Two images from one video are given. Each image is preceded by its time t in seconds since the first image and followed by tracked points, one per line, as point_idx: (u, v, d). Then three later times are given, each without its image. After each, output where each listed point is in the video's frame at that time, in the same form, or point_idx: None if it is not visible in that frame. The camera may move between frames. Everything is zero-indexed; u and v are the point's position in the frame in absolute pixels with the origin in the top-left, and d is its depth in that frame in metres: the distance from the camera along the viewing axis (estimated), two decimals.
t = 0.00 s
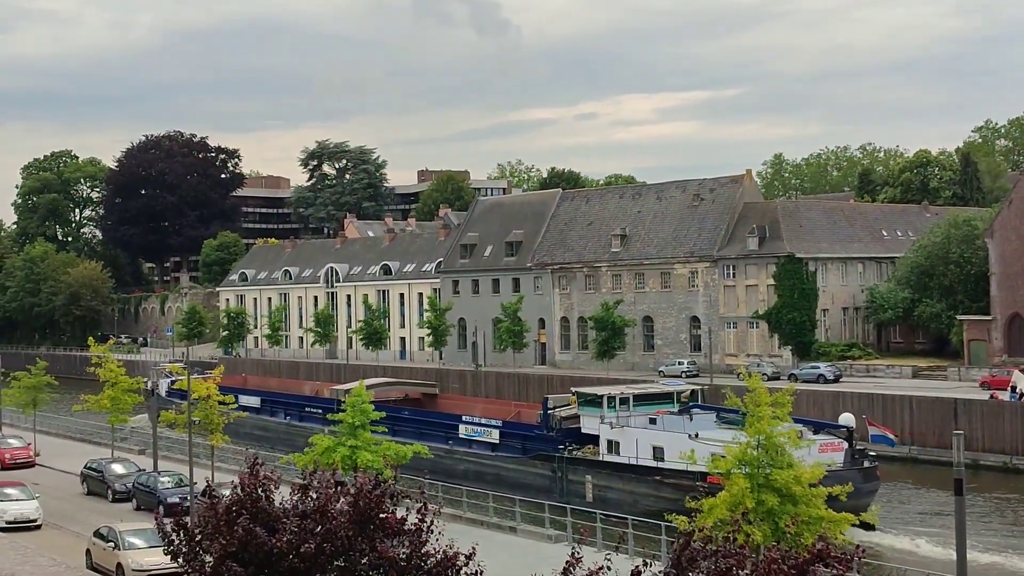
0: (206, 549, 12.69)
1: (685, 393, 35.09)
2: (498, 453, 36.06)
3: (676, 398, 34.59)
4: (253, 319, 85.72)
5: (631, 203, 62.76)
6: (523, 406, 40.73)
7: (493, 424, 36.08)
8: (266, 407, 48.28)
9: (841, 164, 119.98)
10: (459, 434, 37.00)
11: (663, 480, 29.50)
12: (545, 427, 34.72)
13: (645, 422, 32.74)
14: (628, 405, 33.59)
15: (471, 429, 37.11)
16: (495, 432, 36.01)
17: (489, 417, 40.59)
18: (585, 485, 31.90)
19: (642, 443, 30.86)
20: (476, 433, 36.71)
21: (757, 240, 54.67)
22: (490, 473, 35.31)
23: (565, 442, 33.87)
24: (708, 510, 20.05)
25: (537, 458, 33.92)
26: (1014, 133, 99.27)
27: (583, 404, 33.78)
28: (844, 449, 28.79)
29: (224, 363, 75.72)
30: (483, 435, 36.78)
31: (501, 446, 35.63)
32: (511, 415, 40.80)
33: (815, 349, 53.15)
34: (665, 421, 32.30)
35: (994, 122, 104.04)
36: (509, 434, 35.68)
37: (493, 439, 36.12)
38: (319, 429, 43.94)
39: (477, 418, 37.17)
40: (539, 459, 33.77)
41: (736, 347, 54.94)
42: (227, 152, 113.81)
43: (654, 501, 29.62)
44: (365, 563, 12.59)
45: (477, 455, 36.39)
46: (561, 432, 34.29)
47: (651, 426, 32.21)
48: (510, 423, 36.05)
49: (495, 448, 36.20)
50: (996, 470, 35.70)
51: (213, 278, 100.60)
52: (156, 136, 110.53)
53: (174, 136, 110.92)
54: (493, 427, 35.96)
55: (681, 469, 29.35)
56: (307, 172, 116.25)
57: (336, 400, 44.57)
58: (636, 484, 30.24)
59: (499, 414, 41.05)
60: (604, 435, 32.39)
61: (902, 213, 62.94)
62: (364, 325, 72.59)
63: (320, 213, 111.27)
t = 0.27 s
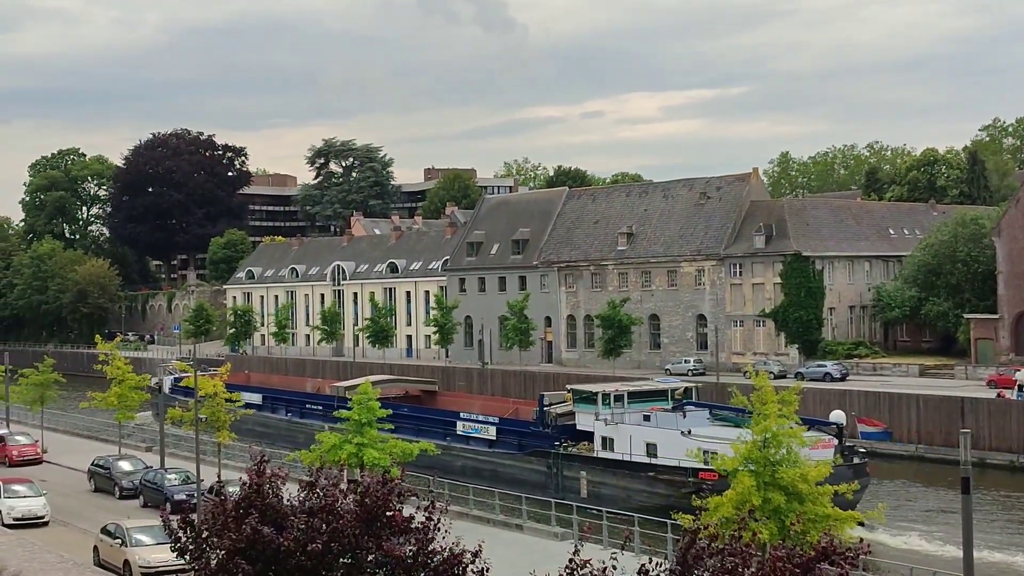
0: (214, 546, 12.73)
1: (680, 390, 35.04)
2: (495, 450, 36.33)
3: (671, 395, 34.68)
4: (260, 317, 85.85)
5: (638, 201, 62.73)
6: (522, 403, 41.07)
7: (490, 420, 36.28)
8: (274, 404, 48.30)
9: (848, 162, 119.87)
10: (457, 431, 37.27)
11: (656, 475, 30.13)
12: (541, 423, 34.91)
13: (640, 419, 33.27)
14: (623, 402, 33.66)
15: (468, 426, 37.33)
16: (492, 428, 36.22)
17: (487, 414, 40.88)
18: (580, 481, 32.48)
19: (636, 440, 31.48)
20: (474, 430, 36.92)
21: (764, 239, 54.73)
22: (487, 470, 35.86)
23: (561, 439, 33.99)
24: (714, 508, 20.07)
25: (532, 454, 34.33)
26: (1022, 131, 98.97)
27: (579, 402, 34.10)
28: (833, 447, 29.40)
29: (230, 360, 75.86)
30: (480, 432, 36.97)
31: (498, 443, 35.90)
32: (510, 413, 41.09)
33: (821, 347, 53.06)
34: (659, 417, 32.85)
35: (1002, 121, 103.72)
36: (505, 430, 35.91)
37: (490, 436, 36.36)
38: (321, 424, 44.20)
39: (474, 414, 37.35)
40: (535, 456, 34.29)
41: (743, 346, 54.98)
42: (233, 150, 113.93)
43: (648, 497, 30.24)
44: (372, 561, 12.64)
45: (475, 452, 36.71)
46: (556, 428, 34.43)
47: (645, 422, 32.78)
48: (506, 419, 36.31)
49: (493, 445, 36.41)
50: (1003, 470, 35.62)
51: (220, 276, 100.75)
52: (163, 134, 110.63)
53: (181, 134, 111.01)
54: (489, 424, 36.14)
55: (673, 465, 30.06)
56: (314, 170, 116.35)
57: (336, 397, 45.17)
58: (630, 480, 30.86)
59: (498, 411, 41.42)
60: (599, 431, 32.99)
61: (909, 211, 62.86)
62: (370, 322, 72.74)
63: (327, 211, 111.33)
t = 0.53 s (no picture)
0: (220, 545, 12.72)
1: (672, 390, 35.56)
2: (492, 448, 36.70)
3: (663, 394, 35.24)
4: (265, 316, 85.91)
5: (643, 201, 62.67)
6: (518, 402, 41.35)
7: (486, 419, 36.63)
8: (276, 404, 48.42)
9: (854, 162, 119.76)
10: (453, 430, 37.65)
11: (647, 473, 30.46)
12: (535, 422, 35.40)
13: (633, 418, 33.53)
14: (616, 401, 34.29)
15: (465, 425, 37.69)
16: (488, 427, 36.57)
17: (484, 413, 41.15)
18: (573, 479, 32.77)
19: (628, 438, 31.76)
20: (470, 429, 37.29)
21: (769, 238, 54.58)
22: (484, 468, 36.15)
23: (556, 438, 34.37)
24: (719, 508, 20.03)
25: (528, 453, 34.59)
26: None
27: (572, 400, 34.81)
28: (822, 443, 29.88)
29: (236, 360, 75.93)
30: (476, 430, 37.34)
31: (494, 441, 36.30)
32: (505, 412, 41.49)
33: (826, 347, 52.95)
34: (652, 416, 33.25)
35: (1008, 121, 103.41)
36: (501, 429, 36.28)
37: (486, 434, 36.76)
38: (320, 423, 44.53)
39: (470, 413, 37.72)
40: (529, 454, 34.64)
41: (748, 345, 54.80)
42: (239, 149, 114.02)
43: (639, 495, 30.57)
44: (377, 561, 12.62)
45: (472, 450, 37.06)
46: (551, 427, 34.85)
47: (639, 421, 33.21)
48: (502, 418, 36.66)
49: (489, 443, 36.74)
50: (1009, 470, 35.54)
51: (225, 275, 100.84)
52: (169, 133, 110.72)
53: (187, 133, 111.09)
54: (485, 423, 36.48)
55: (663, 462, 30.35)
56: (320, 169, 116.39)
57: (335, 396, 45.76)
58: (622, 478, 31.17)
59: (496, 411, 41.75)
60: (592, 431, 33.33)
61: (914, 211, 62.76)
62: (375, 322, 72.79)
63: (332, 211, 111.34)
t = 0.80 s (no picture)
0: (222, 544, 12.71)
1: (664, 387, 35.78)
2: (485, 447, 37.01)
3: (654, 393, 35.43)
4: (268, 316, 85.93)
5: (645, 201, 62.65)
6: (513, 401, 41.46)
7: (480, 418, 37.03)
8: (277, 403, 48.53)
9: (856, 162, 119.86)
10: (448, 429, 38.03)
11: (637, 472, 30.60)
12: (528, 421, 35.85)
13: (624, 417, 33.68)
14: (608, 401, 34.26)
15: (460, 424, 38.03)
16: (482, 426, 36.96)
17: (479, 412, 41.28)
18: (565, 477, 32.96)
19: (619, 437, 31.96)
20: (464, 428, 37.67)
21: (772, 239, 54.57)
22: (478, 467, 36.31)
23: (548, 436, 34.65)
24: (721, 508, 19.99)
25: (520, 451, 34.75)
26: None
27: (565, 399, 34.69)
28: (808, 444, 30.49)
29: (239, 360, 75.97)
30: (470, 429, 37.73)
31: (488, 440, 36.57)
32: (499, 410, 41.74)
33: (829, 347, 52.88)
34: (644, 415, 33.49)
35: (1012, 122, 103.30)
36: (495, 428, 36.60)
37: (480, 433, 37.21)
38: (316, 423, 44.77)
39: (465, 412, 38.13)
40: (522, 452, 34.80)
41: (751, 346, 54.80)
42: (242, 149, 114.07)
43: (630, 493, 30.73)
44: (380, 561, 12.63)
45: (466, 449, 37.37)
46: (544, 426, 35.17)
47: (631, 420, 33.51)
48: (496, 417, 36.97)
49: (483, 442, 37.12)
50: (1012, 470, 35.55)
51: (228, 275, 100.89)
52: (172, 133, 110.78)
53: (190, 133, 111.14)
54: (479, 421, 36.86)
55: (654, 461, 30.59)
56: (323, 170, 116.43)
57: (331, 395, 46.06)
58: (612, 476, 31.31)
59: (490, 409, 41.88)
60: (584, 429, 33.28)
61: (917, 212, 62.73)
62: (378, 322, 72.83)
63: (335, 211, 111.37)
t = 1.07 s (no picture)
0: (225, 545, 12.69)
1: (654, 389, 36.07)
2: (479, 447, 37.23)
3: (645, 394, 35.71)
4: (271, 317, 85.93)
5: (649, 202, 62.61)
6: (508, 402, 41.57)
7: (474, 417, 37.36)
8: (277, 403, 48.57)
9: (860, 163, 119.74)
10: (443, 428, 38.40)
11: (628, 471, 30.68)
12: (522, 421, 36.06)
13: (616, 417, 33.89)
14: (600, 400, 34.84)
15: (454, 424, 38.42)
16: (476, 425, 37.31)
17: (475, 412, 41.40)
18: (557, 476, 33.06)
19: (610, 436, 32.00)
20: (459, 427, 38.01)
21: (776, 240, 54.56)
22: (473, 466, 36.43)
23: (541, 436, 34.85)
24: (724, 509, 19.92)
25: (513, 451, 34.87)
26: None
27: (557, 399, 35.32)
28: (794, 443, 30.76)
29: (242, 360, 75.96)
30: (465, 429, 38.08)
31: (482, 439, 36.79)
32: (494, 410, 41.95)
33: (832, 348, 52.80)
34: (635, 415, 33.61)
35: (1016, 123, 103.15)
36: (489, 427, 36.84)
37: (474, 433, 37.57)
38: (313, 422, 44.90)
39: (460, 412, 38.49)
40: (515, 451, 34.89)
41: (754, 347, 54.77)
42: (245, 149, 114.07)
43: (620, 492, 30.84)
44: (383, 562, 12.59)
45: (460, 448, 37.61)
46: (537, 425, 35.52)
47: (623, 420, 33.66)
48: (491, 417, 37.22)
49: (477, 442, 37.36)
50: (1014, 472, 35.52)
51: (231, 276, 100.89)
52: (175, 133, 110.85)
53: (193, 133, 111.20)
54: (474, 421, 37.23)
55: (645, 460, 30.66)
56: (326, 170, 116.45)
57: (328, 395, 46.19)
58: (603, 475, 31.38)
59: (486, 409, 41.97)
60: (575, 428, 33.47)
61: (921, 213, 62.63)
62: (381, 322, 72.81)
63: (338, 211, 111.43)
